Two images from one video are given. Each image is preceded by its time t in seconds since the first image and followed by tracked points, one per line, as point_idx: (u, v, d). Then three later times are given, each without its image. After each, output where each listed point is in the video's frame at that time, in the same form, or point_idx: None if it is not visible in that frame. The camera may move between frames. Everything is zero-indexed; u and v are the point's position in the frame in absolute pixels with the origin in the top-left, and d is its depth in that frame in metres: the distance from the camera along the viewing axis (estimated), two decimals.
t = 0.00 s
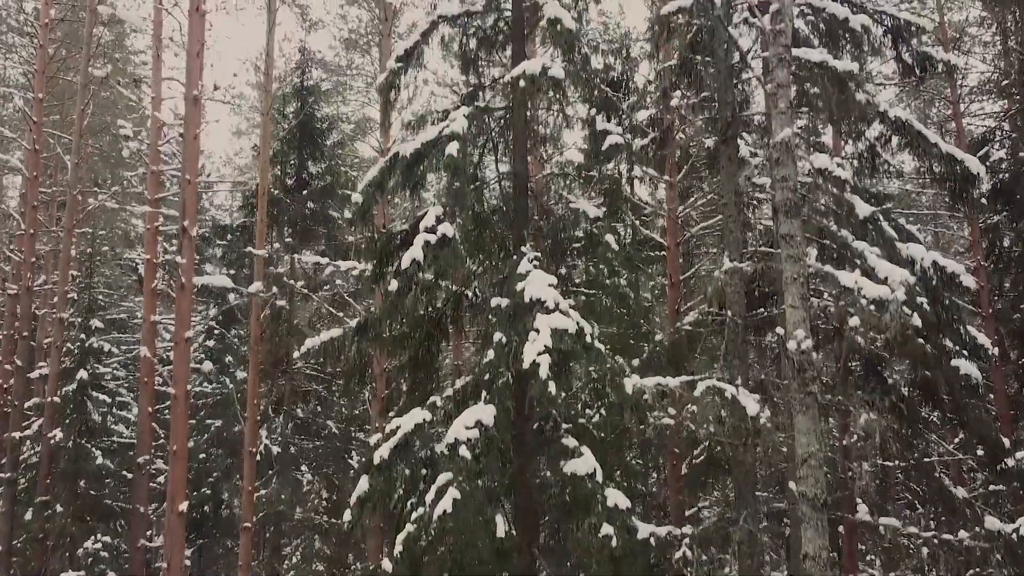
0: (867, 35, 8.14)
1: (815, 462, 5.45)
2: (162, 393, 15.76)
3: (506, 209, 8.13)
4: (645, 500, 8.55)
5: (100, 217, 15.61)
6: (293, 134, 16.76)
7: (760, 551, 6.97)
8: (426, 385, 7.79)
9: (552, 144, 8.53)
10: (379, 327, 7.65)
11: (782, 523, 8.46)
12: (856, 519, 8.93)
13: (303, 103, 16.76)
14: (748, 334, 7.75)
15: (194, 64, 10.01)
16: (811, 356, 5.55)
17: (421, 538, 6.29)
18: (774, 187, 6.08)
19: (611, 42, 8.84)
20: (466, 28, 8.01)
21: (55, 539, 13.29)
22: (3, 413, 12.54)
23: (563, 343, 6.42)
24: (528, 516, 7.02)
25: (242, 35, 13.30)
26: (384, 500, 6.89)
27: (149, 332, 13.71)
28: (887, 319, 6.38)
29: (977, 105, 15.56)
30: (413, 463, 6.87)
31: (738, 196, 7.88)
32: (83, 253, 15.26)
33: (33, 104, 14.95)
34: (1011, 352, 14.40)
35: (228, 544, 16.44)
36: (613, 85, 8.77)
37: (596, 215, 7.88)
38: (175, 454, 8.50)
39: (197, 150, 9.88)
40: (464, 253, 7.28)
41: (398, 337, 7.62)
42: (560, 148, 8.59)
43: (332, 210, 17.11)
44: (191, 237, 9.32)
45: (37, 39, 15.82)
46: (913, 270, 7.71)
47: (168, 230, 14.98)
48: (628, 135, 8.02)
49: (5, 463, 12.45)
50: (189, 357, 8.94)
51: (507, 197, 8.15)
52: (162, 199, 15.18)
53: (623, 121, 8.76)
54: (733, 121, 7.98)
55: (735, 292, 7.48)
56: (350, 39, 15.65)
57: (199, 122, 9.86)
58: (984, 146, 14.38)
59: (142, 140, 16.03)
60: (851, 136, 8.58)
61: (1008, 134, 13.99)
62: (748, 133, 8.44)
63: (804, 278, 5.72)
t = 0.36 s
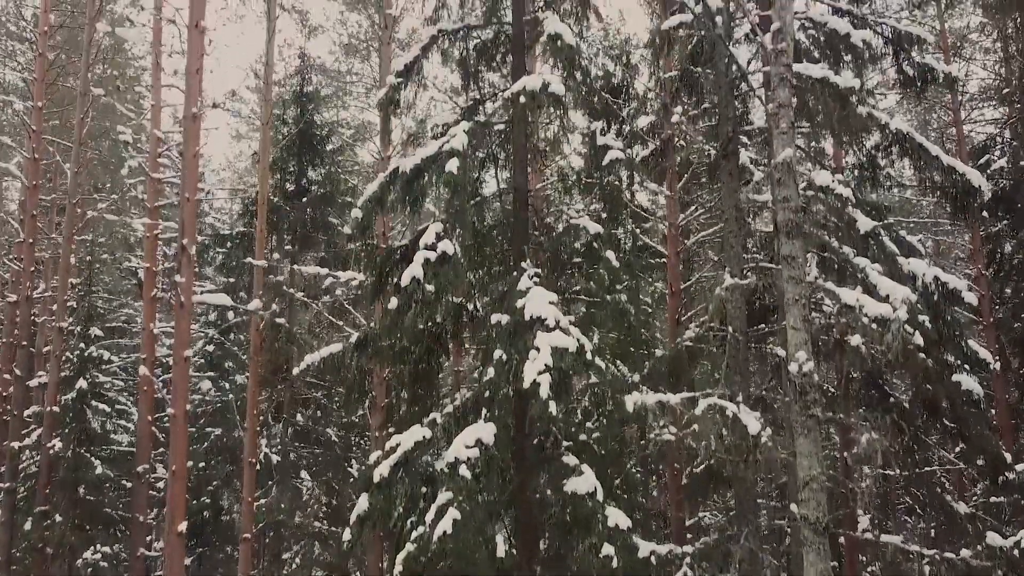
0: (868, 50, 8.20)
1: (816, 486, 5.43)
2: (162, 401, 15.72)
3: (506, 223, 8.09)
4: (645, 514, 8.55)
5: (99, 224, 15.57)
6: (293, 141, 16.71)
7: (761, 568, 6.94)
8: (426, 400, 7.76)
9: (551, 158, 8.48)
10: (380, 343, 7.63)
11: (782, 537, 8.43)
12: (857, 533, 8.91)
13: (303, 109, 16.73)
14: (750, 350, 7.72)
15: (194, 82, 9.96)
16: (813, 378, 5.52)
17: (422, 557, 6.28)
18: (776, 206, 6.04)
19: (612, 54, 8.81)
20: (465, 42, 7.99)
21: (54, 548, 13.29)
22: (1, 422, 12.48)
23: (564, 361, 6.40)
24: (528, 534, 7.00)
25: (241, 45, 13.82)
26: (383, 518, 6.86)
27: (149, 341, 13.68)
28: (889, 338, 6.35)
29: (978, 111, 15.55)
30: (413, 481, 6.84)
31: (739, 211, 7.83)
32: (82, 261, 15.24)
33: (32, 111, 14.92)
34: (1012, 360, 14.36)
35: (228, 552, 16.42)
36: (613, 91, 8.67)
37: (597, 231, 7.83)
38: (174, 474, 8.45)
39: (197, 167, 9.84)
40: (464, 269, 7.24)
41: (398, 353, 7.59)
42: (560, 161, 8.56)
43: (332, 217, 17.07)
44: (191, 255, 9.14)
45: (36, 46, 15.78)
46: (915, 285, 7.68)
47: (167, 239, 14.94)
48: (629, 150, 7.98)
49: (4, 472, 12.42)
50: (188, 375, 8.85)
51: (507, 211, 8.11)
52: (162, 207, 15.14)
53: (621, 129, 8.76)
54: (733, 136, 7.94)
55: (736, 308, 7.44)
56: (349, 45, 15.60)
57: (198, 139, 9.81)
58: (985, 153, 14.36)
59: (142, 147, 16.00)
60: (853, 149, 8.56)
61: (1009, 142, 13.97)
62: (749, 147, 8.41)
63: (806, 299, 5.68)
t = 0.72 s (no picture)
0: (870, 70, 8.23)
1: (819, 513, 5.39)
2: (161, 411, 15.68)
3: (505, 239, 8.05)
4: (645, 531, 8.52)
5: (99, 233, 15.53)
6: (293, 149, 16.68)
7: None
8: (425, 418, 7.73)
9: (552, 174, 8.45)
10: (379, 361, 7.60)
11: (784, 554, 8.40)
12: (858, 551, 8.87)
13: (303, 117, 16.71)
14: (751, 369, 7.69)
15: (191, 108, 9.92)
16: (814, 404, 5.49)
17: None
18: (778, 229, 6.00)
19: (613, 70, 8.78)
20: (465, 58, 7.96)
21: (54, 559, 13.25)
22: None
23: (564, 384, 6.36)
24: (528, 556, 6.96)
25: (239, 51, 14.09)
26: (383, 539, 6.82)
27: (148, 353, 13.64)
28: (891, 360, 6.32)
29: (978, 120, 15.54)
30: (413, 502, 6.82)
31: (741, 229, 7.80)
32: (81, 270, 15.20)
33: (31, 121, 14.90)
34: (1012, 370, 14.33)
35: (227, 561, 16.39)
36: (613, 102, 8.61)
37: (597, 249, 7.80)
38: (172, 497, 8.38)
39: (196, 188, 9.81)
40: (464, 288, 7.21)
41: (398, 372, 7.56)
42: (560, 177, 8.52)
43: (331, 225, 17.05)
44: (189, 278, 9.06)
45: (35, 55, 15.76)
46: (917, 304, 7.65)
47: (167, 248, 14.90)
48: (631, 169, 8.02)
49: (3, 484, 12.38)
50: (187, 395, 8.78)
51: (507, 228, 8.08)
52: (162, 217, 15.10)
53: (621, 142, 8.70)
54: (734, 154, 7.89)
55: (737, 328, 7.41)
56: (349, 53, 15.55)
57: (197, 161, 9.77)
58: (985, 162, 14.31)
59: (141, 156, 15.97)
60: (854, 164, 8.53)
61: (1009, 151, 13.95)
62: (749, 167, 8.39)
63: (808, 324, 5.65)
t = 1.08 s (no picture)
0: (873, 90, 8.21)
1: (820, 541, 5.36)
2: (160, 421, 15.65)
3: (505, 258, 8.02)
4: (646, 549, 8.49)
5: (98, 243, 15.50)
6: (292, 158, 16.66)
7: None
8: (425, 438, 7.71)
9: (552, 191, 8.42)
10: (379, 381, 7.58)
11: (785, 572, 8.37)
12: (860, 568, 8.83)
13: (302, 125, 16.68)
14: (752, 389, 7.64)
15: (190, 127, 9.87)
16: (816, 432, 5.46)
17: None
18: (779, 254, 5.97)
19: (613, 84, 8.71)
20: (464, 76, 7.94)
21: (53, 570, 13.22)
22: None
23: (564, 407, 6.33)
24: None
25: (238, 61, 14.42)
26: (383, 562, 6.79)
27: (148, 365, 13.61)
28: (893, 383, 6.29)
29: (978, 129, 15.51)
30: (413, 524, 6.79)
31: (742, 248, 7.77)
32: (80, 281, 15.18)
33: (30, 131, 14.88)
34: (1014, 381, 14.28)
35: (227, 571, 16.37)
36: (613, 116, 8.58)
37: (598, 268, 7.77)
38: (172, 522, 8.38)
39: (194, 210, 9.77)
40: (464, 309, 7.18)
41: (397, 393, 7.54)
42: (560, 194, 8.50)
43: (331, 233, 17.00)
44: (188, 303, 9.06)
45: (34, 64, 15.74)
46: (918, 323, 7.62)
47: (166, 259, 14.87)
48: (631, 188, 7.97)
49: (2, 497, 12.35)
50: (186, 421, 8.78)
51: (507, 247, 8.05)
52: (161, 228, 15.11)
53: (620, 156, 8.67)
54: (734, 171, 7.87)
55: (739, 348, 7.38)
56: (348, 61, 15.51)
57: (196, 181, 9.75)
58: (986, 172, 14.27)
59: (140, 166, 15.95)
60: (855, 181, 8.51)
61: (1010, 161, 13.92)
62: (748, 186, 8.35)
63: (809, 350, 5.62)
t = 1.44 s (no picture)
0: (875, 107, 8.19)
1: (822, 569, 5.33)
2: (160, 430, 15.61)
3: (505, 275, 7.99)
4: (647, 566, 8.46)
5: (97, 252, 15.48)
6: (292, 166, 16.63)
7: None
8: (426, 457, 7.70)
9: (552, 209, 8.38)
10: (378, 400, 7.54)
11: None
12: None
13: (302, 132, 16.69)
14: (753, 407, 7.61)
15: (189, 149, 9.95)
16: (818, 458, 5.44)
17: None
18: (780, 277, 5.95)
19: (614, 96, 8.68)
20: (464, 92, 7.89)
21: None
22: None
23: (565, 430, 6.29)
24: None
25: (236, 70, 14.41)
26: None
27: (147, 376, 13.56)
28: (895, 406, 6.26)
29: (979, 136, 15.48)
30: (413, 546, 6.75)
31: (743, 266, 7.73)
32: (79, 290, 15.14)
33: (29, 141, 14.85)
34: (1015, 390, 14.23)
35: None
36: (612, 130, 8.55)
37: (598, 288, 7.74)
38: (171, 546, 8.40)
39: (193, 231, 9.76)
40: (464, 329, 7.16)
41: (397, 413, 7.49)
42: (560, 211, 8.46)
43: (330, 242, 16.97)
44: (187, 326, 9.08)
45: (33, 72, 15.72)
46: (921, 342, 7.57)
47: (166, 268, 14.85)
48: (631, 204, 7.93)
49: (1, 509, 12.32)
50: (185, 443, 8.75)
51: (507, 264, 8.02)
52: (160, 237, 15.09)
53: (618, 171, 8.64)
54: (736, 188, 7.83)
55: (740, 367, 7.34)
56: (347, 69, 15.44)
57: (195, 203, 9.80)
58: (987, 181, 14.22)
59: (140, 175, 15.92)
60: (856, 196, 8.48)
61: (1011, 170, 13.90)
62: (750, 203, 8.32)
63: (811, 375, 5.59)
